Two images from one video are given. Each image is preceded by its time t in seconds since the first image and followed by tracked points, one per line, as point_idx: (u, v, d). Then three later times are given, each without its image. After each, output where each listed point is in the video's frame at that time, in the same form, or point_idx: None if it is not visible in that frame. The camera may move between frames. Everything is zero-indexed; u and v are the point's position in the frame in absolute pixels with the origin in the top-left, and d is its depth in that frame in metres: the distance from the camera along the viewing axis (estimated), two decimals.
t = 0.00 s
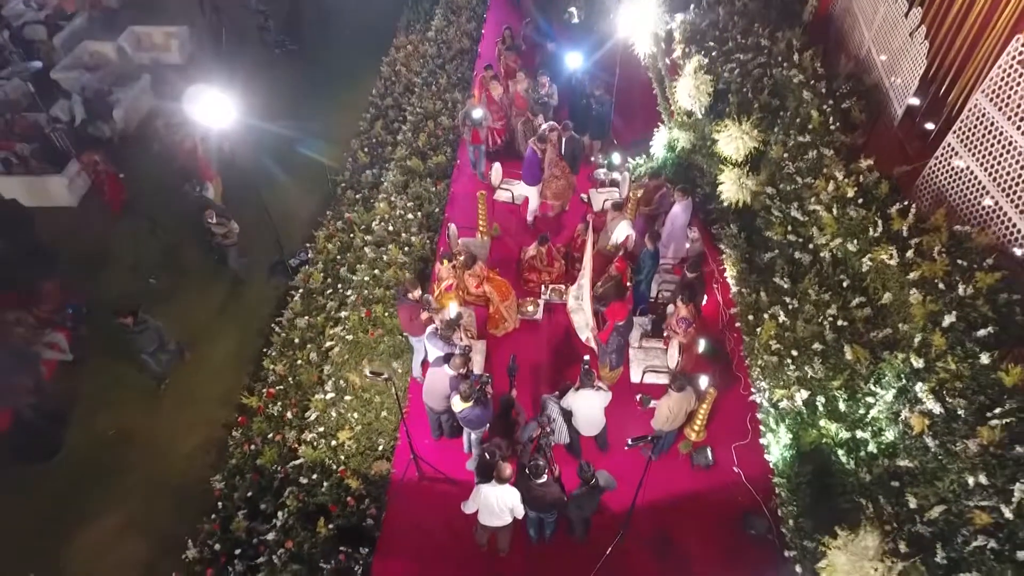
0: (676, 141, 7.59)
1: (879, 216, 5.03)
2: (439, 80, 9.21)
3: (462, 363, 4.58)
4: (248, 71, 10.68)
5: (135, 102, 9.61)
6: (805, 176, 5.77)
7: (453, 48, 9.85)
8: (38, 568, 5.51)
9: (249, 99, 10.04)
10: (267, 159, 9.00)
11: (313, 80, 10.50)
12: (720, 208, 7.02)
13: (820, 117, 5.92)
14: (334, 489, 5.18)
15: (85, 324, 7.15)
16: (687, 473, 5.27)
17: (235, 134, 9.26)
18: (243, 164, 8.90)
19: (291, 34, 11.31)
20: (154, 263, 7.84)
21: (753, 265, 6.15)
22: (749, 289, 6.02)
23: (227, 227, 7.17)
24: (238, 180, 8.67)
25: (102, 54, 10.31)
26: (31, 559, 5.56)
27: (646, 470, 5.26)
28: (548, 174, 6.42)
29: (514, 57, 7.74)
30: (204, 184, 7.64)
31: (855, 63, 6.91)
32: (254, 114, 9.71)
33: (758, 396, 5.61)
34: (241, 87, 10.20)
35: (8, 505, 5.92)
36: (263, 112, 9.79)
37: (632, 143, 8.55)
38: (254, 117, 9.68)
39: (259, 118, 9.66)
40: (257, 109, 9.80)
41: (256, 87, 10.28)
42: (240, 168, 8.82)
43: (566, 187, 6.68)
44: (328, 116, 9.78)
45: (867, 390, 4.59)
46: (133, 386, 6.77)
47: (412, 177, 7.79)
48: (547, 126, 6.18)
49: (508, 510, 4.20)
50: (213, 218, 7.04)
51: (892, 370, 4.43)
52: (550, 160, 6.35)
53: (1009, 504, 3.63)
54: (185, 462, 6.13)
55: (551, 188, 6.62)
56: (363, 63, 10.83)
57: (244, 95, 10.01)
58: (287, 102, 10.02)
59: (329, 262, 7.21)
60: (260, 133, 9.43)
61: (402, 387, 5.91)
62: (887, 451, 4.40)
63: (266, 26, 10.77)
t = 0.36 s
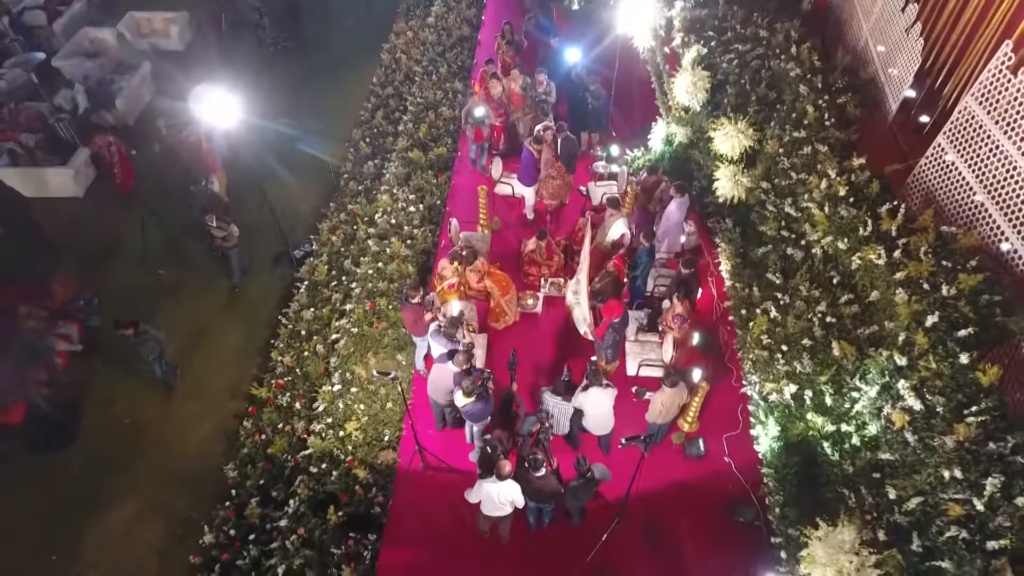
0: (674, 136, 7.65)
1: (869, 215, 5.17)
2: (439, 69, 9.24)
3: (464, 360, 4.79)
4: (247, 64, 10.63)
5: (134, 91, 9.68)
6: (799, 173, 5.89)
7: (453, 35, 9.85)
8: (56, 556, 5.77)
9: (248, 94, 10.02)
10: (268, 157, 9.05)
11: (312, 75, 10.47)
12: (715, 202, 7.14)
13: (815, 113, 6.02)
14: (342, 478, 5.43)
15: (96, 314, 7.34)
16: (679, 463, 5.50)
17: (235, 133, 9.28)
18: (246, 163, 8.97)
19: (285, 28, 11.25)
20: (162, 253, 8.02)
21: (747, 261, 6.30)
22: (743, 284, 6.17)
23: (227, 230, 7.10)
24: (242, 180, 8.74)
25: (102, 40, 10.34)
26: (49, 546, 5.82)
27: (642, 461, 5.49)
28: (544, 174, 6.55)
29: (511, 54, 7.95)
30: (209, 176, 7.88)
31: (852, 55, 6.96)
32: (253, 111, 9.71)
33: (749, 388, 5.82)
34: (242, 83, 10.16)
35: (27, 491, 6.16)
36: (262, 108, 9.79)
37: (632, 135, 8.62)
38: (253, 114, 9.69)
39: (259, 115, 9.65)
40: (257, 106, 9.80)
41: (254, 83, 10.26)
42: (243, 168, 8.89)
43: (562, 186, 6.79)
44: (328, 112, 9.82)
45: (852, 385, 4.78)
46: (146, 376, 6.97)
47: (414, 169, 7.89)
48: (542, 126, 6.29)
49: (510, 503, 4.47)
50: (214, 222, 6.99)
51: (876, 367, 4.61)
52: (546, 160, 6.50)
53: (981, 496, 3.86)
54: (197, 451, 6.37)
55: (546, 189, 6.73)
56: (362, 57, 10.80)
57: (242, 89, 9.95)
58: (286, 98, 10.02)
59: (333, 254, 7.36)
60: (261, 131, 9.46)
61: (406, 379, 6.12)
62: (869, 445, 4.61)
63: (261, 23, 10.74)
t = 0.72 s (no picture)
0: (670, 131, 7.65)
1: (858, 214, 5.33)
2: (440, 58, 9.30)
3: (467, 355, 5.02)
4: (242, 63, 10.56)
5: (136, 81, 9.77)
6: (792, 168, 6.03)
7: (453, 23, 9.87)
8: (79, 538, 6.05)
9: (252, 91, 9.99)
10: (274, 155, 9.11)
11: (313, 69, 10.45)
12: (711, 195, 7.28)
13: (809, 109, 6.16)
14: (351, 466, 5.71)
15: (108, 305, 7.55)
16: (671, 451, 5.76)
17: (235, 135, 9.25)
18: (251, 162, 9.01)
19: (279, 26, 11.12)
20: (169, 244, 8.19)
21: (740, 255, 6.48)
22: (735, 277, 6.36)
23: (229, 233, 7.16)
24: (252, 179, 8.82)
25: (103, 27, 10.32)
26: (72, 529, 6.10)
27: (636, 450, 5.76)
28: (540, 174, 6.59)
29: (510, 49, 7.89)
30: (214, 169, 8.19)
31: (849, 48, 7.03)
32: (254, 109, 9.66)
33: (739, 379, 6.04)
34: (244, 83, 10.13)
35: (50, 474, 6.44)
36: (263, 105, 9.77)
37: (631, 125, 8.58)
38: (256, 112, 9.68)
39: (259, 113, 9.61)
40: (258, 103, 9.78)
41: (256, 80, 10.23)
42: (247, 168, 8.93)
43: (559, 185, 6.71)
44: (328, 108, 9.80)
45: (837, 379, 4.99)
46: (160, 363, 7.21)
47: (415, 161, 8.02)
48: (537, 126, 6.42)
49: (510, 492, 4.77)
50: (215, 227, 7.03)
51: (860, 362, 4.82)
52: (541, 160, 6.56)
53: (952, 487, 4.11)
54: (210, 439, 6.63)
55: (543, 188, 6.66)
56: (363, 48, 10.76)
57: (244, 87, 9.91)
58: (287, 95, 10.00)
59: (337, 246, 7.53)
60: (263, 130, 9.45)
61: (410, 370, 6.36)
62: (852, 436, 4.85)
63: (256, 20, 10.53)
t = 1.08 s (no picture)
0: (666, 126, 7.86)
1: (847, 212, 5.51)
2: (440, 48, 9.37)
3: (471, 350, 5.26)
4: (243, 58, 10.49)
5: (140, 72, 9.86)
6: (785, 164, 6.19)
7: (454, 11, 9.91)
8: (102, 520, 6.34)
9: (253, 87, 9.96)
10: (279, 155, 9.13)
11: (313, 63, 10.38)
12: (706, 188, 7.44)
13: (803, 105, 6.29)
14: (359, 453, 5.99)
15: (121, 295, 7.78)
16: (665, 438, 6.05)
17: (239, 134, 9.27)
18: (255, 161, 9.05)
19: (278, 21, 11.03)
20: (178, 234, 8.38)
21: (733, 248, 6.67)
22: (728, 270, 6.56)
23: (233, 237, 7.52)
24: (259, 179, 8.86)
25: (104, 14, 10.49)
26: (95, 511, 6.39)
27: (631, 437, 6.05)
28: (535, 174, 6.72)
29: (508, 47, 7.81)
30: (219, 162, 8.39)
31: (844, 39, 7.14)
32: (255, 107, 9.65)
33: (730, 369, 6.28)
34: (245, 79, 10.10)
35: (71, 458, 6.72)
36: (265, 103, 9.76)
37: (631, 118, 8.69)
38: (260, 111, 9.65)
39: (261, 110, 9.59)
40: (260, 100, 9.76)
41: (257, 75, 10.20)
42: (251, 169, 8.97)
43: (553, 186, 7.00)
44: (329, 104, 9.76)
45: (822, 371, 5.23)
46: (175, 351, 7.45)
47: (417, 153, 8.17)
48: (534, 131, 6.49)
49: (511, 480, 5.10)
50: (218, 231, 7.38)
51: (844, 356, 5.06)
52: (537, 161, 6.62)
53: (926, 476, 4.39)
54: (224, 426, 6.90)
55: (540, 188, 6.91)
56: (363, 42, 10.67)
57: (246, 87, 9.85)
58: (288, 91, 9.97)
59: (342, 238, 7.73)
60: (266, 129, 9.45)
61: (414, 360, 6.62)
62: (835, 426, 5.12)
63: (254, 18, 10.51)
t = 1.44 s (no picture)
0: (663, 119, 7.87)
1: (835, 208, 5.72)
2: (441, 37, 9.46)
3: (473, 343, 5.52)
4: (245, 55, 10.49)
5: (143, 61, 10.07)
6: (777, 158, 6.36)
7: None
8: (124, 501, 6.68)
9: (257, 83, 10.00)
10: (286, 151, 9.20)
11: (315, 57, 10.43)
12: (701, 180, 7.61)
13: (796, 99, 6.45)
14: (367, 437, 6.30)
15: (134, 284, 8.03)
16: (657, 423, 6.35)
17: (246, 133, 9.31)
18: (263, 157, 9.13)
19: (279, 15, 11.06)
20: (186, 224, 8.58)
21: (726, 240, 6.89)
22: (721, 262, 6.78)
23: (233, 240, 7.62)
24: (269, 179, 8.93)
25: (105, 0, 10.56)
26: (118, 492, 6.72)
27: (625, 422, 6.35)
28: (532, 171, 6.91)
29: (505, 43, 7.91)
30: (226, 155, 8.48)
31: (839, 31, 7.27)
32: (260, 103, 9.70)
33: (720, 358, 6.55)
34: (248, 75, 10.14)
35: (91, 442, 7.02)
36: (268, 99, 9.80)
37: (629, 108, 8.78)
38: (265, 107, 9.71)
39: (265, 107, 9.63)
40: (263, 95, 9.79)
41: (261, 71, 10.23)
42: (259, 166, 9.05)
43: (550, 181, 7.11)
44: (332, 99, 9.83)
45: (807, 362, 5.49)
46: (186, 338, 7.71)
47: (418, 144, 8.33)
48: (531, 129, 6.72)
49: (512, 465, 5.41)
50: (218, 235, 7.51)
51: (829, 348, 5.31)
52: (534, 158, 6.83)
53: (900, 462, 4.68)
54: (237, 411, 7.20)
55: (538, 184, 7.03)
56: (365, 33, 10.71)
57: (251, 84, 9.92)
58: (290, 86, 10.01)
59: (346, 229, 7.94)
60: (271, 125, 9.49)
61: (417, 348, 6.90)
62: (818, 414, 5.40)
63: (253, 15, 10.50)
